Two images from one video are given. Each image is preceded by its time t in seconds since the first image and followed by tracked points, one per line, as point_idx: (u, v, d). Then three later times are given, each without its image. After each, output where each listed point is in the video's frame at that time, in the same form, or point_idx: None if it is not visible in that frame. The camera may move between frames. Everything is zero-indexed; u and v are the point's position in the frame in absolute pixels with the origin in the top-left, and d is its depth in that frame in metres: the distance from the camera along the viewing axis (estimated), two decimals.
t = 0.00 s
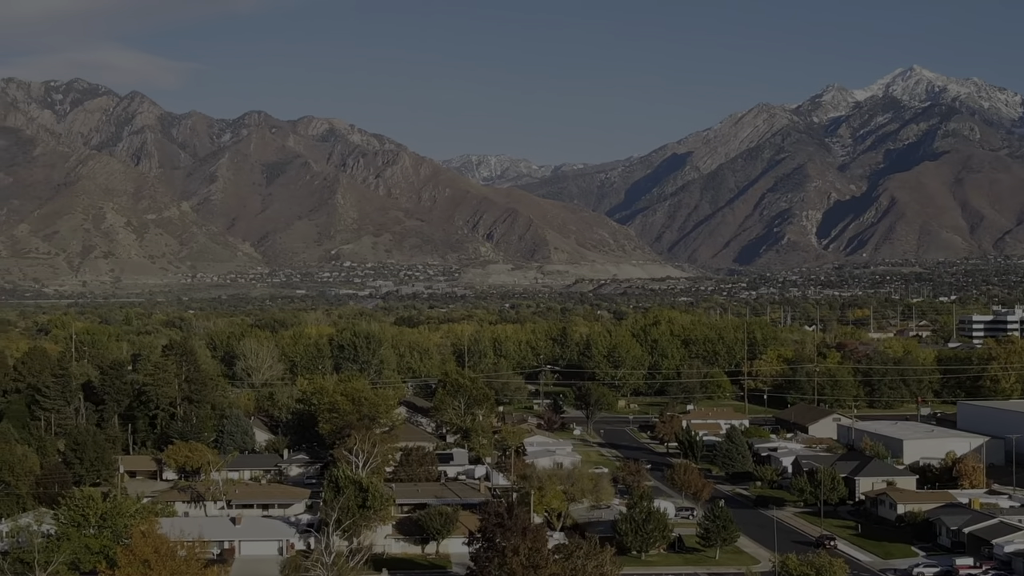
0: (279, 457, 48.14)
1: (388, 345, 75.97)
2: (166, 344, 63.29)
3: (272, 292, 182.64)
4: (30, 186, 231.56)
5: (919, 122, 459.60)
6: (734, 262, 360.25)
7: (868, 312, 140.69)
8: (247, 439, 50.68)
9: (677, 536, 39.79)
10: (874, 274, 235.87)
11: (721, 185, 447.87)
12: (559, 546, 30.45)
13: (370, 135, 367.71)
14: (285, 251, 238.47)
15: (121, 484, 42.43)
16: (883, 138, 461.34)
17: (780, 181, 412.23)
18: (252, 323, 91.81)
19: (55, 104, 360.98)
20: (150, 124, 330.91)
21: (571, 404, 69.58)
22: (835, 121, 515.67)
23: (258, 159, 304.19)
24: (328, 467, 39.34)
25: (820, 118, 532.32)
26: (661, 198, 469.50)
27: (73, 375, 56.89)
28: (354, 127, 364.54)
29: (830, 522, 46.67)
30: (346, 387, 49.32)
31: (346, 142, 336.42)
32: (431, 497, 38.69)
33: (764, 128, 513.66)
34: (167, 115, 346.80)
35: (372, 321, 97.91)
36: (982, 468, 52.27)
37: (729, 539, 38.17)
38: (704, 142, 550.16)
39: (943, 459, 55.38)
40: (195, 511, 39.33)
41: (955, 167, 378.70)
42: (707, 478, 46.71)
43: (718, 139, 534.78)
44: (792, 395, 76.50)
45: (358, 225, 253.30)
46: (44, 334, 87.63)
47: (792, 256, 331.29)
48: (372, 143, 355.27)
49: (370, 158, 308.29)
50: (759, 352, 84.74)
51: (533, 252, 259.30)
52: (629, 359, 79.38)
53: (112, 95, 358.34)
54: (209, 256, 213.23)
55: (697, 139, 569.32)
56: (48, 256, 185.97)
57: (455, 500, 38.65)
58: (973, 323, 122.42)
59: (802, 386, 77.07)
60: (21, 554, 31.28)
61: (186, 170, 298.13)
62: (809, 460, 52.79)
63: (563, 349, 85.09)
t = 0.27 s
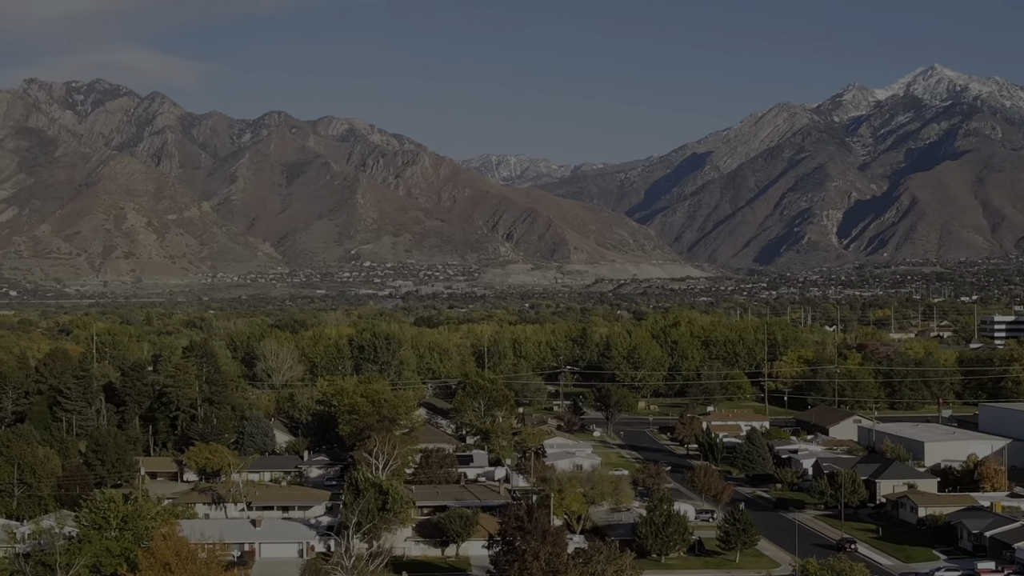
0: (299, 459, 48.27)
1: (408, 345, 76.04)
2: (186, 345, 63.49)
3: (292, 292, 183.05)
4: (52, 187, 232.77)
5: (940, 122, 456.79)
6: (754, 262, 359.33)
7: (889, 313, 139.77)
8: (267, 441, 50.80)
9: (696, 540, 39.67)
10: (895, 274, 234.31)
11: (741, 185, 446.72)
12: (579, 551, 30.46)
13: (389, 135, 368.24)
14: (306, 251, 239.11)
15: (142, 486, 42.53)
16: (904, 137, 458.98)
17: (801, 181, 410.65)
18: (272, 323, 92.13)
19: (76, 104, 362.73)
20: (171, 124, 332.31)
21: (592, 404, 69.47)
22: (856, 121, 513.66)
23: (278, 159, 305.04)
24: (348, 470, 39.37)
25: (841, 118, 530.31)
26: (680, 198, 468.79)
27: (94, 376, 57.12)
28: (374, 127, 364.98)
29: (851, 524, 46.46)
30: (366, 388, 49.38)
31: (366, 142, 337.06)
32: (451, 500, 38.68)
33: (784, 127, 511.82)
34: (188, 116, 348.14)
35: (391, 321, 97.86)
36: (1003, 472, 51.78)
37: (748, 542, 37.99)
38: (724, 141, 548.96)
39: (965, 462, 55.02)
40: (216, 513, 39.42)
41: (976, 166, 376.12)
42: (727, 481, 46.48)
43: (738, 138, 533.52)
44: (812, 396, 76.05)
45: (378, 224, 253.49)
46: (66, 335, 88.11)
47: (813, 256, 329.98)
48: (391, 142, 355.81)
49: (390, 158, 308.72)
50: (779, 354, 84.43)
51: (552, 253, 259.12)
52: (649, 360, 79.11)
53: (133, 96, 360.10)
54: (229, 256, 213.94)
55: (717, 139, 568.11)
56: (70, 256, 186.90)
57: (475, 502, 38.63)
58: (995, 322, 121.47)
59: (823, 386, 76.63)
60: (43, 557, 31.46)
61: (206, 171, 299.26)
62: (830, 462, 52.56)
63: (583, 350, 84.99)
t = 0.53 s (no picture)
0: (318, 460, 48.35)
1: (426, 346, 76.11)
2: (204, 346, 63.72)
3: (311, 292, 183.69)
4: (72, 188, 233.95)
5: (960, 120, 454.05)
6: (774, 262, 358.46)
7: (909, 313, 139.01)
8: (286, 443, 50.93)
9: (715, 543, 39.62)
10: (915, 274, 232.96)
11: (760, 184, 445.61)
12: (598, 554, 30.48)
13: (408, 135, 368.70)
14: (324, 251, 239.82)
15: (160, 488, 42.61)
16: (924, 137, 456.90)
17: (821, 180, 408.90)
18: (291, 324, 92.46)
19: (96, 105, 364.42)
20: (190, 125, 333.60)
21: (610, 406, 69.37)
22: (876, 120, 511.75)
23: (296, 159, 305.74)
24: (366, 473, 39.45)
25: (860, 117, 528.35)
26: (699, 198, 468.13)
27: (113, 378, 57.31)
28: (392, 127, 365.40)
29: (870, 526, 46.34)
30: (384, 390, 49.47)
31: (384, 142, 337.43)
32: (469, 502, 38.74)
33: (804, 127, 510.15)
34: (207, 116, 349.32)
35: (410, 322, 97.97)
36: None
37: (767, 546, 37.84)
38: (742, 141, 547.95)
39: (985, 464, 54.69)
40: (236, 515, 39.60)
41: (997, 164, 373.66)
42: (746, 483, 46.31)
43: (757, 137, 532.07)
44: (831, 398, 75.64)
45: (396, 224, 253.70)
46: (87, 335, 88.64)
47: (832, 256, 328.78)
48: (410, 142, 356.28)
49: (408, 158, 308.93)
50: (798, 355, 84.20)
51: (571, 253, 258.99)
52: (668, 362, 78.79)
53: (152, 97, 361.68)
54: (248, 256, 214.72)
55: (735, 139, 566.89)
56: (89, 256, 187.79)
57: (494, 504, 38.69)
58: (1016, 321, 120.67)
59: (842, 387, 76.25)
60: (62, 561, 31.58)
61: (225, 171, 300.28)
62: (850, 464, 52.36)
63: (602, 351, 85.01)
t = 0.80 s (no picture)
0: (336, 463, 48.34)
1: (443, 347, 76.15)
2: (221, 348, 63.87)
3: (328, 292, 184.29)
4: (91, 188, 235.12)
5: (979, 120, 451.31)
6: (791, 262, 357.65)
7: (927, 313, 138.16)
8: (303, 445, 51.04)
9: (732, 546, 39.46)
10: (934, 274, 231.54)
11: (778, 184, 444.45)
12: (613, 559, 30.40)
13: (424, 134, 369.14)
14: (341, 251, 240.36)
15: (178, 491, 42.70)
16: (942, 136, 454.74)
17: (838, 180, 407.42)
18: (309, 325, 92.71)
19: (115, 105, 366.08)
20: (207, 125, 334.70)
21: (626, 407, 69.24)
22: (894, 119, 509.70)
23: (314, 159, 306.45)
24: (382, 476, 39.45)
25: (878, 117, 526.31)
26: (716, 198, 467.26)
27: (132, 380, 57.50)
28: (409, 127, 365.81)
29: (888, 529, 46.17)
30: (401, 392, 49.60)
31: (401, 142, 337.82)
32: (486, 504, 38.68)
33: (821, 127, 508.54)
34: (224, 116, 350.45)
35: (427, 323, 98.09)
36: None
37: (785, 550, 37.69)
38: (760, 141, 546.60)
39: (1003, 467, 54.28)
40: (253, 518, 39.70)
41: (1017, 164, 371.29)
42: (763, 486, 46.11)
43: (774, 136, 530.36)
44: (849, 399, 75.25)
45: (413, 224, 253.81)
46: (106, 336, 89.11)
47: (850, 256, 327.66)
48: (426, 142, 356.69)
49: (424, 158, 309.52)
50: (815, 356, 83.94)
51: (588, 253, 258.89)
52: (685, 363, 78.51)
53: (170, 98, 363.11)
54: (266, 256, 215.44)
55: (753, 138, 565.52)
56: (108, 256, 188.65)
57: (512, 507, 38.65)
58: None
59: (859, 389, 75.93)
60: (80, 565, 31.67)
61: (243, 171, 301.18)
62: (868, 467, 52.19)
63: (618, 352, 84.94)
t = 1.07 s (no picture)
0: (353, 465, 48.36)
1: (460, 348, 76.21)
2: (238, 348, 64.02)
3: (346, 292, 184.98)
4: (109, 188, 236.12)
5: (997, 119, 448.92)
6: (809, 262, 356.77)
7: (946, 313, 137.30)
8: (320, 446, 51.09)
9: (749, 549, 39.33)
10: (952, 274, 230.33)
11: (795, 184, 443.19)
12: (630, 562, 30.26)
13: (441, 134, 369.41)
14: (358, 251, 240.81)
15: (196, 493, 42.78)
16: (961, 136, 452.72)
17: (856, 179, 406.04)
18: (325, 325, 92.95)
19: (133, 106, 367.45)
20: (225, 126, 335.62)
21: (643, 408, 69.16)
22: (912, 118, 507.61)
23: (331, 160, 307.10)
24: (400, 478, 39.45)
25: (896, 116, 524.23)
26: (734, 198, 466.39)
27: (150, 381, 57.65)
28: (426, 128, 366.22)
29: (906, 532, 45.94)
30: (418, 393, 49.64)
31: (418, 142, 338.12)
32: (503, 507, 38.70)
33: (839, 127, 506.79)
34: (242, 117, 351.47)
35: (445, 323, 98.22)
36: None
37: (801, 553, 37.53)
38: (777, 140, 545.41)
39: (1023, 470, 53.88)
40: (270, 519, 39.83)
41: None
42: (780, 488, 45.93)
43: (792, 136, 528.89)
44: (867, 401, 74.92)
45: (430, 224, 254.03)
46: (125, 337, 89.49)
47: (868, 256, 326.58)
48: (443, 142, 356.95)
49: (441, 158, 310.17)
50: (832, 357, 83.64)
51: (605, 252, 258.68)
52: (702, 364, 78.28)
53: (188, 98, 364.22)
54: (283, 256, 216.10)
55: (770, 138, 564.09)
56: (126, 257, 189.41)
57: (528, 509, 38.63)
58: None
59: (878, 391, 75.55)
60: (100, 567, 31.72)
61: (260, 171, 302.02)
62: (886, 470, 51.96)
63: (635, 353, 84.86)
